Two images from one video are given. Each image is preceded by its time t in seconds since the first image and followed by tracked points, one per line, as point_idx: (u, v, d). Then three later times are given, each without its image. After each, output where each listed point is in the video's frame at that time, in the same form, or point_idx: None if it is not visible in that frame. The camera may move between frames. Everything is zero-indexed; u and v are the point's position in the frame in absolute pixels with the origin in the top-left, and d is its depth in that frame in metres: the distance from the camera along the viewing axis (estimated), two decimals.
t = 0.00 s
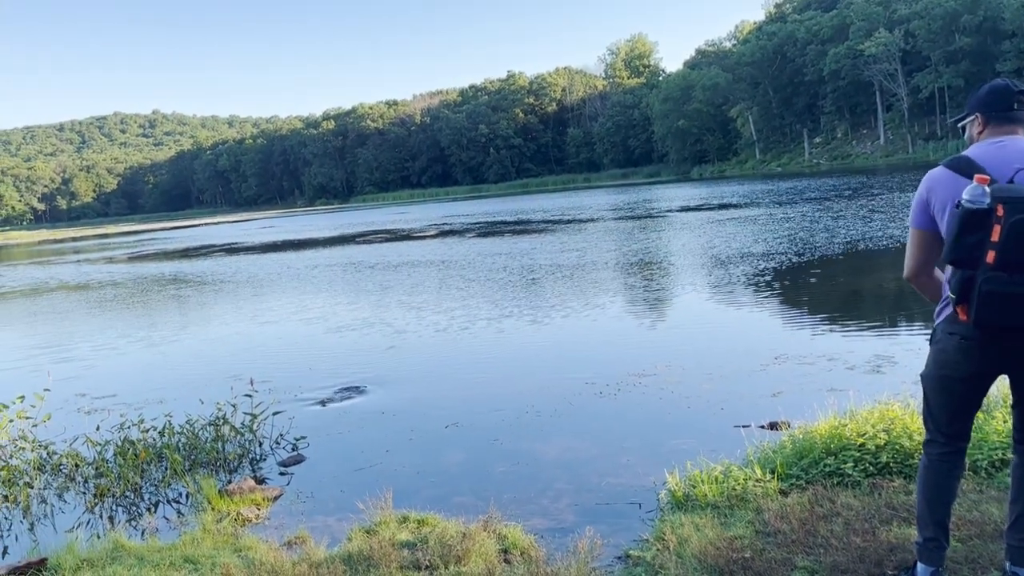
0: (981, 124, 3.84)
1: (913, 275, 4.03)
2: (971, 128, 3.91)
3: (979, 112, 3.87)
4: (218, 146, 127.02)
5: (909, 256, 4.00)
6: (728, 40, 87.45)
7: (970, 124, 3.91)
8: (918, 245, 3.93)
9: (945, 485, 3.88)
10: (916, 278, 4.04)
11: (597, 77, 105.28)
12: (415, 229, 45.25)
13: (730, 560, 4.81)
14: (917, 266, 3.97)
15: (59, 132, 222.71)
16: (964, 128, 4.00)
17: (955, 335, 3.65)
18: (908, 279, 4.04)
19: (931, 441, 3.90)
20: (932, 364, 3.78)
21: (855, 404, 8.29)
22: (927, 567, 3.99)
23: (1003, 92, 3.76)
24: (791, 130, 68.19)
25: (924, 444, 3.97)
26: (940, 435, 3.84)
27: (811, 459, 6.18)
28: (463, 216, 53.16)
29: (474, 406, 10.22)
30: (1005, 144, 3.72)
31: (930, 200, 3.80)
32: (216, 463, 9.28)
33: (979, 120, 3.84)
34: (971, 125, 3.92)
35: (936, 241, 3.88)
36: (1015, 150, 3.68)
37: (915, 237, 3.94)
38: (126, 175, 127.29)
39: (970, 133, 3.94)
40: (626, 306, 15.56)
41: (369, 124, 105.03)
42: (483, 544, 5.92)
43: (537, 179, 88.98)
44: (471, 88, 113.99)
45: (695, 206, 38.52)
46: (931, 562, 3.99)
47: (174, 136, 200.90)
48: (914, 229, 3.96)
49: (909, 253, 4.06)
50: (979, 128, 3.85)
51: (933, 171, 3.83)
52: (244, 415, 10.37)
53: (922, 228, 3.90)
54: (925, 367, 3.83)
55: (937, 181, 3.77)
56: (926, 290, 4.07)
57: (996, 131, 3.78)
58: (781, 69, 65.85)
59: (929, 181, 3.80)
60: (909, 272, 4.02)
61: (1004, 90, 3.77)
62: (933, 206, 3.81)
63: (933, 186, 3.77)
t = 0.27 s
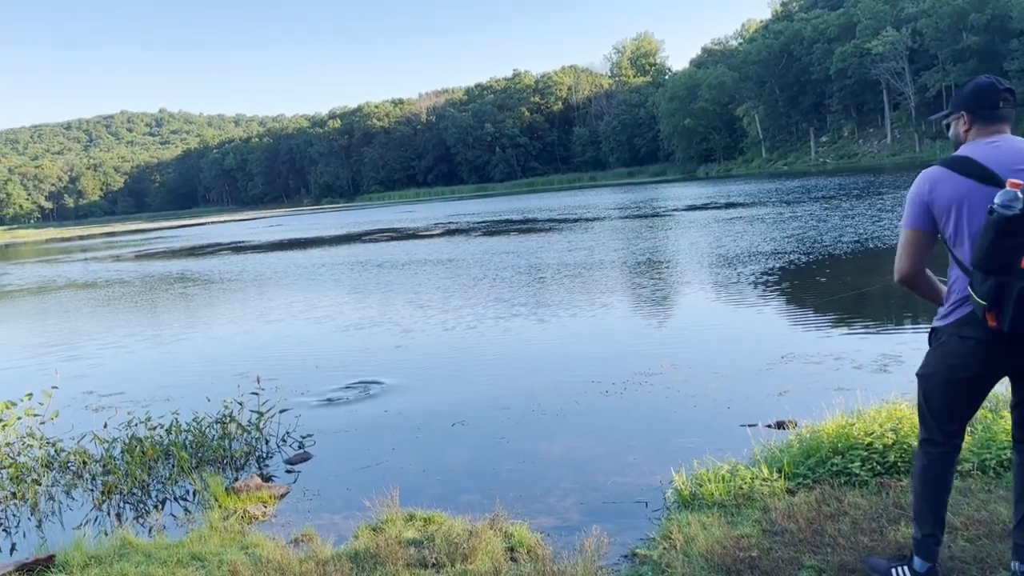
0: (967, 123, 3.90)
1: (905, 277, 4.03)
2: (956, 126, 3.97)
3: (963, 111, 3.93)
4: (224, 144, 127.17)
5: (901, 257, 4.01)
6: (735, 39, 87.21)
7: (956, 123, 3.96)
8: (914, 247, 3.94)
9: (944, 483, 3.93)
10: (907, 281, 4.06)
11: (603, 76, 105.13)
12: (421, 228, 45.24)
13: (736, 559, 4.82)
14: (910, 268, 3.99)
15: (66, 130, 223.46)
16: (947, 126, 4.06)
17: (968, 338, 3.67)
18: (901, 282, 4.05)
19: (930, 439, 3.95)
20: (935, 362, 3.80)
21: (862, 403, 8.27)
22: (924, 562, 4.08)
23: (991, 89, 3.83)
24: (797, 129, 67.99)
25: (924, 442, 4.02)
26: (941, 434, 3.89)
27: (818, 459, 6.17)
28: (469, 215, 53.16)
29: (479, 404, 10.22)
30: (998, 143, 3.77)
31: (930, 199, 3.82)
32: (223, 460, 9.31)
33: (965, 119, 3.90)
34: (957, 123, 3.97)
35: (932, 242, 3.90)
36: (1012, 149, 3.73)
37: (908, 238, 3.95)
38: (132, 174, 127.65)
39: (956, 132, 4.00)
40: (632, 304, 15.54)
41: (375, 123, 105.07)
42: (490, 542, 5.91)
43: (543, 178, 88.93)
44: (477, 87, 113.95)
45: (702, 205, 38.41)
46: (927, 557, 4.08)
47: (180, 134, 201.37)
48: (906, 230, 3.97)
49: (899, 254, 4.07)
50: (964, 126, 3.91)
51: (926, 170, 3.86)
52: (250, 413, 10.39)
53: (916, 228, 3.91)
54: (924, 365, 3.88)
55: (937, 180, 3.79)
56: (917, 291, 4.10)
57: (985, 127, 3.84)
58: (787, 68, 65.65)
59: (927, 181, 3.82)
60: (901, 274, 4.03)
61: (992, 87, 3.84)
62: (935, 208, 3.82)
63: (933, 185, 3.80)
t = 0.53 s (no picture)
0: (930, 131, 3.93)
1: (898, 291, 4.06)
2: (919, 135, 4.00)
3: (921, 118, 3.97)
4: (232, 143, 127.48)
5: (890, 273, 4.02)
6: (742, 37, 87.03)
7: (918, 131, 4.00)
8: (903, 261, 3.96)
9: (935, 487, 3.95)
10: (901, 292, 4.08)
11: (611, 75, 105.02)
12: (428, 226, 45.25)
13: (740, 558, 4.83)
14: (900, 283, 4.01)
15: (75, 129, 224.46)
16: (909, 135, 4.10)
17: (957, 345, 3.68)
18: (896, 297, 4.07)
19: (925, 445, 3.94)
20: (922, 372, 3.83)
21: (870, 403, 8.24)
22: (916, 562, 4.08)
23: (943, 96, 3.88)
24: (805, 128, 67.79)
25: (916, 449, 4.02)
26: (932, 439, 3.90)
27: (826, 459, 6.15)
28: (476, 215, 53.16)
29: (486, 403, 10.23)
30: (963, 151, 3.80)
31: (903, 216, 3.87)
32: (230, 459, 9.33)
33: (925, 126, 3.94)
34: (919, 132, 4.00)
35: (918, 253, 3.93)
36: (976, 156, 3.76)
37: (892, 255, 3.98)
38: (141, 173, 128.10)
39: (918, 141, 4.04)
40: (639, 304, 15.52)
41: (382, 122, 105.17)
42: (496, 541, 5.92)
43: (550, 177, 88.90)
44: (484, 85, 113.96)
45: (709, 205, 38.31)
46: (919, 558, 4.08)
47: (189, 134, 202.08)
48: (888, 246, 4.00)
49: (888, 268, 4.08)
50: (928, 134, 3.95)
51: (895, 186, 3.90)
52: (257, 411, 10.42)
53: (900, 244, 3.93)
54: (912, 375, 3.90)
55: (911, 195, 3.81)
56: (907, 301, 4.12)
57: (948, 134, 3.88)
58: (795, 67, 65.45)
59: (902, 198, 3.84)
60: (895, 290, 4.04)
61: (946, 94, 3.89)
62: (914, 223, 3.83)
63: (910, 202, 3.82)
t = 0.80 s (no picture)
0: (898, 135, 4.07)
1: (867, 288, 4.20)
2: (889, 138, 4.14)
3: (893, 124, 4.11)
4: (241, 142, 127.75)
5: (857, 270, 4.18)
6: (752, 36, 86.75)
7: (889, 135, 4.14)
8: (870, 257, 4.11)
9: (928, 484, 3.99)
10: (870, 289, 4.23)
11: (619, 74, 104.84)
12: (437, 225, 45.27)
13: (740, 555, 4.86)
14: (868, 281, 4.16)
15: (85, 128, 225.40)
16: (882, 139, 4.24)
17: (923, 338, 3.80)
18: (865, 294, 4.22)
19: (912, 441, 4.00)
20: (899, 368, 3.92)
21: (880, 403, 8.21)
22: (923, 562, 4.06)
23: (912, 100, 4.02)
24: (814, 127, 67.52)
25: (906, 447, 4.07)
26: (920, 436, 3.96)
27: (835, 459, 6.12)
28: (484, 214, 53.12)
29: (493, 403, 10.24)
30: (928, 152, 3.94)
31: (868, 214, 4.03)
32: (239, 456, 9.36)
33: (895, 131, 4.08)
34: (889, 135, 4.14)
35: (884, 251, 4.08)
36: (941, 157, 3.89)
37: (860, 253, 4.13)
38: (150, 172, 128.50)
39: (889, 146, 4.18)
40: (646, 304, 15.52)
41: (390, 121, 105.24)
42: (504, 539, 5.92)
43: (558, 176, 88.79)
44: (492, 84, 113.91)
45: (718, 204, 38.18)
46: (926, 557, 4.06)
47: (198, 133, 202.79)
48: (856, 245, 4.15)
49: (859, 265, 4.24)
50: (897, 138, 4.09)
51: (862, 188, 4.06)
52: (266, 409, 10.46)
53: (866, 241, 4.08)
54: (891, 372, 3.99)
55: (876, 196, 3.98)
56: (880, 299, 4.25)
57: (916, 137, 4.02)
58: (805, 66, 65.22)
59: (867, 197, 4.00)
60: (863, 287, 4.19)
61: (914, 99, 4.03)
62: (878, 220, 3.99)
63: (873, 201, 3.98)
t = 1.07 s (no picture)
0: (899, 142, 4.08)
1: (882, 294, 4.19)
2: (890, 145, 4.15)
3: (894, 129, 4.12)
4: (252, 141, 128.19)
5: (872, 274, 4.17)
6: (763, 35, 86.45)
7: (890, 142, 4.15)
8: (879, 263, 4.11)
9: (936, 484, 3.96)
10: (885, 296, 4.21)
11: (630, 73, 104.67)
12: (447, 225, 45.33)
13: (747, 558, 4.85)
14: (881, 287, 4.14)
15: (98, 127, 226.79)
16: (884, 145, 4.25)
17: (920, 339, 3.79)
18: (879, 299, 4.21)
19: (915, 443, 3.98)
20: (898, 371, 3.91)
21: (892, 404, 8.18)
22: (933, 565, 4.03)
23: (910, 106, 4.03)
24: (826, 127, 67.24)
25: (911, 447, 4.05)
26: (924, 437, 3.94)
27: (846, 460, 6.10)
28: (494, 213, 53.12)
29: (503, 402, 10.26)
30: (927, 155, 3.93)
31: (865, 219, 4.04)
32: (250, 454, 9.40)
33: (896, 136, 4.08)
34: (890, 142, 4.15)
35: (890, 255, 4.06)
36: (941, 161, 3.88)
37: (869, 258, 4.13)
38: (162, 170, 129.19)
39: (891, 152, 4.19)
40: (656, 304, 15.49)
41: (401, 120, 105.42)
42: (514, 539, 5.92)
43: (568, 176, 88.71)
44: (503, 83, 113.90)
45: (729, 203, 38.09)
46: (935, 561, 4.03)
47: (209, 132, 203.71)
48: (864, 249, 4.15)
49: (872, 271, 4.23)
50: (897, 145, 4.09)
51: (864, 192, 4.06)
52: (276, 408, 10.50)
53: (872, 247, 4.08)
54: (890, 376, 3.98)
55: (874, 198, 3.98)
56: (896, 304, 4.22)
57: (914, 143, 4.02)
58: (817, 65, 64.92)
59: (865, 202, 4.01)
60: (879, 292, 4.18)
61: (913, 104, 4.03)
62: (874, 225, 4.00)
63: (871, 204, 3.99)
